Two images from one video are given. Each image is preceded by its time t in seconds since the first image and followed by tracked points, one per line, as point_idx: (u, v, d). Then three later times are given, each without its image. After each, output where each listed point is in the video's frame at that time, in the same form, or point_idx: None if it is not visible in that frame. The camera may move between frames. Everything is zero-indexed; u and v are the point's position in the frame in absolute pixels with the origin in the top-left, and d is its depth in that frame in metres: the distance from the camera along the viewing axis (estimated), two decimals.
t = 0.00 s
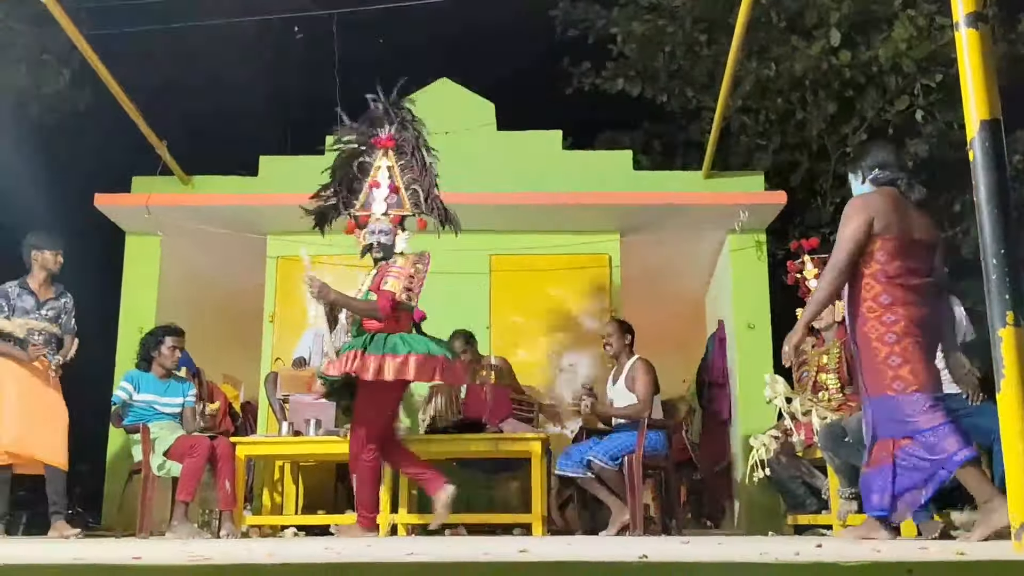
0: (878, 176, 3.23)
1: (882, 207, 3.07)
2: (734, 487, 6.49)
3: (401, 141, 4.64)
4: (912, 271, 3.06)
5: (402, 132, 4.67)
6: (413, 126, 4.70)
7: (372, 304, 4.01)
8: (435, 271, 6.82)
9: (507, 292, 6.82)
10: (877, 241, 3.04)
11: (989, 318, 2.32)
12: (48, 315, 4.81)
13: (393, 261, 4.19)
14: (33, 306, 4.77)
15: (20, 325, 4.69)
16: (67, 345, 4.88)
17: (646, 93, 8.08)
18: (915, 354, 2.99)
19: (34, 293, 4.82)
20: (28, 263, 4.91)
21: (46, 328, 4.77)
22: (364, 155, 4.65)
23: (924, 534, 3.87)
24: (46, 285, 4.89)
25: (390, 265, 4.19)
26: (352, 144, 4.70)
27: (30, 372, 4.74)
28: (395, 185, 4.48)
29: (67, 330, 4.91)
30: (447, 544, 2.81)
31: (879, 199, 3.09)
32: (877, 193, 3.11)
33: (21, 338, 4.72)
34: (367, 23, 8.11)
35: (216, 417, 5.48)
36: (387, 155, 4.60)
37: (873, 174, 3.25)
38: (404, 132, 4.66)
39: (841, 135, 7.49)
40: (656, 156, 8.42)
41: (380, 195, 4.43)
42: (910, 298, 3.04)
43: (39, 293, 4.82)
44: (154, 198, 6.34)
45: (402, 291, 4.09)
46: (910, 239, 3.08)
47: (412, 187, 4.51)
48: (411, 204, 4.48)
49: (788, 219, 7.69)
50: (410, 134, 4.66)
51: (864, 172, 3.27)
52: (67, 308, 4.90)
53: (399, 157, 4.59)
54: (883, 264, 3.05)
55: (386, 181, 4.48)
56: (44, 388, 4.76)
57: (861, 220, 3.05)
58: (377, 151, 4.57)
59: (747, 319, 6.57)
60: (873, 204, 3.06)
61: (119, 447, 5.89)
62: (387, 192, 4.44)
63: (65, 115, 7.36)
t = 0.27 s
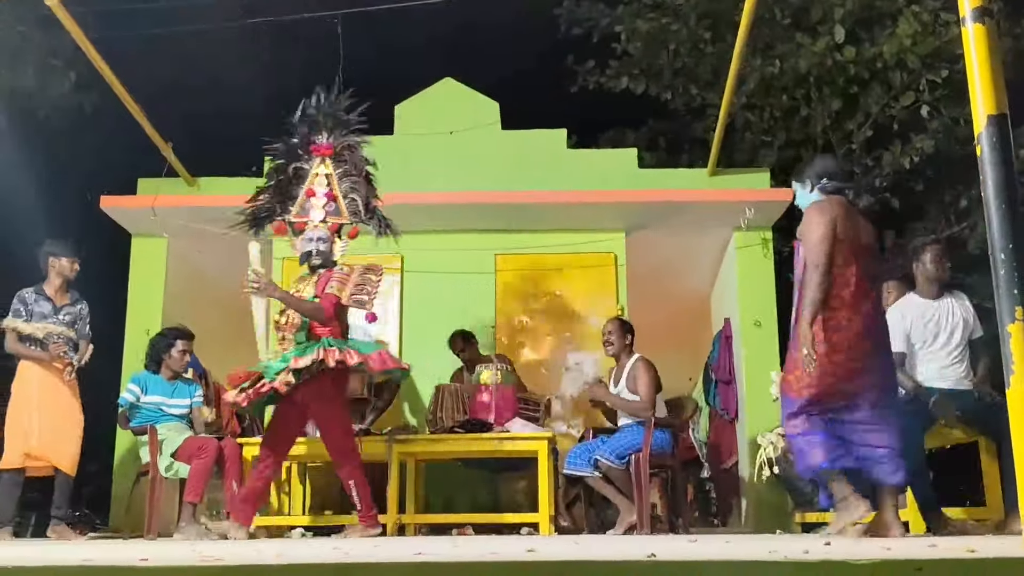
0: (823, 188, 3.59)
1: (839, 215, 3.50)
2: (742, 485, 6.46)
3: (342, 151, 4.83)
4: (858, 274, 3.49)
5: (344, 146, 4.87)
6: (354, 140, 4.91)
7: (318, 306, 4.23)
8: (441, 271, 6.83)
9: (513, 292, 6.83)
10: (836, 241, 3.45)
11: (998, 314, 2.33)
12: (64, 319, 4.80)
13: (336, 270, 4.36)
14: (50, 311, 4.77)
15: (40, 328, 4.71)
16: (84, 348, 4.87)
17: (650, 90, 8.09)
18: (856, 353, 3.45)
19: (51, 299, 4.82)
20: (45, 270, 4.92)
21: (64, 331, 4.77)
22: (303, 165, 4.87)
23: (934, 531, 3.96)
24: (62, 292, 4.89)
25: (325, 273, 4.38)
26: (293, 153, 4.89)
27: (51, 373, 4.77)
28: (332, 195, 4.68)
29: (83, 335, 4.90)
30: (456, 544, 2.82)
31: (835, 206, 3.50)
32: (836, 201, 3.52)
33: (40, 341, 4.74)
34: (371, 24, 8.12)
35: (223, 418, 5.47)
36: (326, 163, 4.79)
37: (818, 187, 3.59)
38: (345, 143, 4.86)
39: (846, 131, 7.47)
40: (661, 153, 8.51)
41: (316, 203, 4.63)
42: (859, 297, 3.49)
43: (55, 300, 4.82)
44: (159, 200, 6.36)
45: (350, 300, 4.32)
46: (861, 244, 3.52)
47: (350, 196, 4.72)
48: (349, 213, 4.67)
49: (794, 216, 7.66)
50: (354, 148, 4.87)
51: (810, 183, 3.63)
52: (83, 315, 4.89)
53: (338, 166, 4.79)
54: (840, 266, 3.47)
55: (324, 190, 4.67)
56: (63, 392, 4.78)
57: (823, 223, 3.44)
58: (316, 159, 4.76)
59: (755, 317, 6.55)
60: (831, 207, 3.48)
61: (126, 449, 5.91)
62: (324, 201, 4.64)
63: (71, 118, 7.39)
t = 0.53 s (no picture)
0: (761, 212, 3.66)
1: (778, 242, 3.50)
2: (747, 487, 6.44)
3: (273, 144, 4.84)
4: (796, 300, 3.51)
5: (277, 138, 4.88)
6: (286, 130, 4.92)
7: (251, 302, 4.19)
8: (443, 274, 6.84)
9: (515, 294, 6.82)
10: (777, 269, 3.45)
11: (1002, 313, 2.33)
12: (88, 329, 4.84)
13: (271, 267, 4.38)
14: (75, 321, 4.80)
15: (67, 338, 4.73)
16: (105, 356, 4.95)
17: (652, 93, 8.07)
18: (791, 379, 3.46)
19: (72, 309, 4.85)
20: (65, 280, 4.95)
21: (89, 341, 4.82)
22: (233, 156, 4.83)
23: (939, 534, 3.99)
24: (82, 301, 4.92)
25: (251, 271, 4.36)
26: (221, 141, 4.82)
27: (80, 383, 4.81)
28: (264, 188, 4.65)
29: (103, 344, 4.97)
30: (460, 547, 2.82)
31: (774, 234, 3.53)
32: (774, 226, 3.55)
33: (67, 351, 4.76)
34: (373, 28, 8.14)
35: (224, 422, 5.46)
36: (258, 156, 4.76)
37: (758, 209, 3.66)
38: (277, 136, 4.86)
39: (848, 132, 7.47)
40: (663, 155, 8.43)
41: (248, 195, 4.56)
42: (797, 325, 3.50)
43: (77, 309, 4.85)
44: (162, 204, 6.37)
45: (287, 298, 4.35)
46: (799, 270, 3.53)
47: (283, 190, 4.72)
48: (282, 209, 4.67)
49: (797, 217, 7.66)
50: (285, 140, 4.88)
51: (753, 204, 3.66)
52: (104, 324, 4.95)
53: (269, 160, 4.79)
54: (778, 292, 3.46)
55: (257, 183, 4.63)
56: (91, 404, 4.84)
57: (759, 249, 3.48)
58: (248, 151, 4.71)
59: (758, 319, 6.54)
60: (770, 235, 3.49)
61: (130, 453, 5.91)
62: (256, 194, 4.59)
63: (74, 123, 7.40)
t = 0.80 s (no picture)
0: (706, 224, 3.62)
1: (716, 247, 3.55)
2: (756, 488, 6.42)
3: (209, 134, 4.86)
4: (736, 303, 3.56)
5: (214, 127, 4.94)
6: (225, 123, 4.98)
7: (190, 294, 4.16)
8: (450, 275, 6.84)
9: (521, 295, 6.82)
10: (711, 273, 3.51)
11: (1014, 311, 2.33)
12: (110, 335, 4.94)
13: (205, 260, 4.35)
14: (95, 325, 4.93)
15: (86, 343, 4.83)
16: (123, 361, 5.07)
17: (659, 93, 8.06)
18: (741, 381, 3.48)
19: (93, 313, 4.95)
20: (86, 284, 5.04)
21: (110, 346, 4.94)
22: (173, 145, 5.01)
23: (946, 533, 3.84)
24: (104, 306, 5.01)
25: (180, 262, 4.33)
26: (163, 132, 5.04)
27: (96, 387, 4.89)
28: (200, 178, 4.60)
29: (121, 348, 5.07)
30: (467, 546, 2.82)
31: (714, 240, 3.57)
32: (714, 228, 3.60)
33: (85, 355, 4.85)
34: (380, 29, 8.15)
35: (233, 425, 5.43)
36: (195, 145, 4.73)
37: (699, 220, 3.63)
38: (212, 125, 4.90)
39: (855, 131, 7.45)
40: (670, 155, 8.40)
41: (182, 186, 4.52)
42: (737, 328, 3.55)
43: (98, 314, 4.95)
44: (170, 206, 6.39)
45: (228, 295, 4.30)
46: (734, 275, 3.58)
47: (220, 182, 4.75)
48: (218, 201, 4.65)
49: (804, 217, 7.65)
50: (223, 132, 4.95)
51: (696, 213, 3.64)
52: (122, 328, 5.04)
53: (204, 150, 4.77)
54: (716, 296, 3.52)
55: (193, 173, 4.58)
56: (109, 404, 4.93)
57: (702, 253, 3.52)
58: (184, 140, 4.67)
59: (765, 319, 6.52)
60: (711, 243, 3.54)
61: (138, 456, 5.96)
62: (191, 183, 4.54)
63: (81, 126, 7.44)
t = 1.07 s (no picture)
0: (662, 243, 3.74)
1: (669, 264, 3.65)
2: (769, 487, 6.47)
3: (157, 113, 4.17)
4: (687, 316, 3.65)
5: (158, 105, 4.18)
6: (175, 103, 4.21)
7: (146, 280, 3.69)
8: (464, 275, 6.85)
9: (536, 295, 6.81)
10: (666, 290, 3.60)
11: None
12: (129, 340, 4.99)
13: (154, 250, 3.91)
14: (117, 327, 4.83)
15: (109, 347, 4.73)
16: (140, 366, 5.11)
17: (674, 91, 8.01)
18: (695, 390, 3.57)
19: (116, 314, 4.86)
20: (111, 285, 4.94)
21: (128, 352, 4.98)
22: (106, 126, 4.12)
23: (964, 534, 3.75)
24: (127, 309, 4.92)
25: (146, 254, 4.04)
26: (94, 107, 4.13)
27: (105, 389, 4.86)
28: (146, 163, 4.02)
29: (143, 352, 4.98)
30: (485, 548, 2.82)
31: (669, 257, 3.67)
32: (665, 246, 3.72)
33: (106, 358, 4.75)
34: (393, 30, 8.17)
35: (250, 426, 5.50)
36: (139, 127, 4.10)
37: (657, 238, 3.74)
38: (163, 104, 4.18)
39: (872, 128, 7.36)
40: (685, 154, 8.37)
41: (126, 170, 3.97)
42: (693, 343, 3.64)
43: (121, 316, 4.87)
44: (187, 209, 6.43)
45: (180, 281, 3.87)
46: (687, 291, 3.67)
47: (166, 167, 4.08)
48: (164, 186, 4.06)
49: (820, 216, 7.58)
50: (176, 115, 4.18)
51: (652, 233, 3.75)
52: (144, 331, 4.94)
53: (152, 133, 4.13)
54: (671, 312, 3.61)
55: (137, 157, 4.01)
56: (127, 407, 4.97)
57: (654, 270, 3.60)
58: (127, 121, 4.05)
59: (782, 317, 6.48)
60: (665, 260, 3.64)
61: (158, 457, 6.02)
62: (135, 167, 3.99)
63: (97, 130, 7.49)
